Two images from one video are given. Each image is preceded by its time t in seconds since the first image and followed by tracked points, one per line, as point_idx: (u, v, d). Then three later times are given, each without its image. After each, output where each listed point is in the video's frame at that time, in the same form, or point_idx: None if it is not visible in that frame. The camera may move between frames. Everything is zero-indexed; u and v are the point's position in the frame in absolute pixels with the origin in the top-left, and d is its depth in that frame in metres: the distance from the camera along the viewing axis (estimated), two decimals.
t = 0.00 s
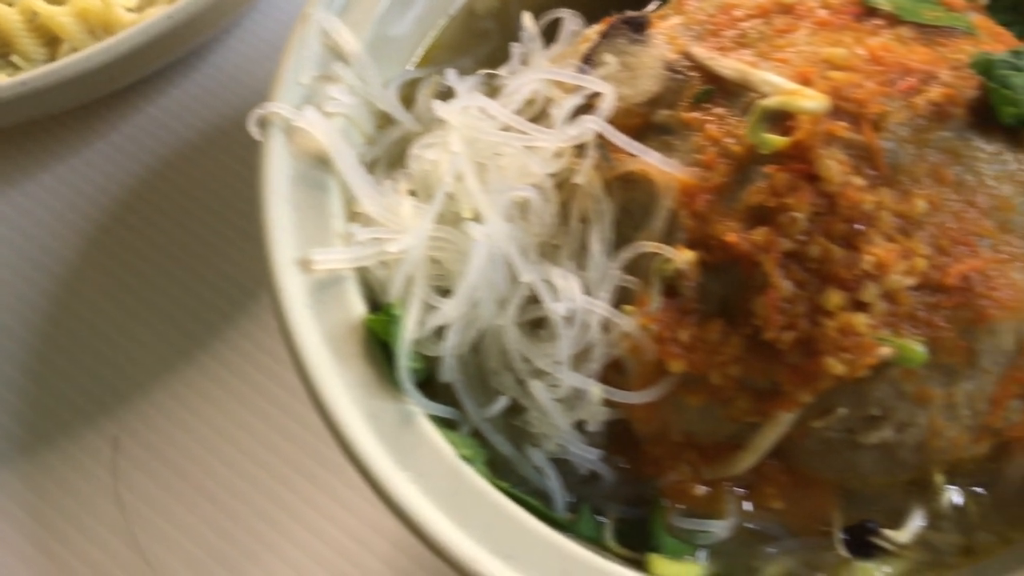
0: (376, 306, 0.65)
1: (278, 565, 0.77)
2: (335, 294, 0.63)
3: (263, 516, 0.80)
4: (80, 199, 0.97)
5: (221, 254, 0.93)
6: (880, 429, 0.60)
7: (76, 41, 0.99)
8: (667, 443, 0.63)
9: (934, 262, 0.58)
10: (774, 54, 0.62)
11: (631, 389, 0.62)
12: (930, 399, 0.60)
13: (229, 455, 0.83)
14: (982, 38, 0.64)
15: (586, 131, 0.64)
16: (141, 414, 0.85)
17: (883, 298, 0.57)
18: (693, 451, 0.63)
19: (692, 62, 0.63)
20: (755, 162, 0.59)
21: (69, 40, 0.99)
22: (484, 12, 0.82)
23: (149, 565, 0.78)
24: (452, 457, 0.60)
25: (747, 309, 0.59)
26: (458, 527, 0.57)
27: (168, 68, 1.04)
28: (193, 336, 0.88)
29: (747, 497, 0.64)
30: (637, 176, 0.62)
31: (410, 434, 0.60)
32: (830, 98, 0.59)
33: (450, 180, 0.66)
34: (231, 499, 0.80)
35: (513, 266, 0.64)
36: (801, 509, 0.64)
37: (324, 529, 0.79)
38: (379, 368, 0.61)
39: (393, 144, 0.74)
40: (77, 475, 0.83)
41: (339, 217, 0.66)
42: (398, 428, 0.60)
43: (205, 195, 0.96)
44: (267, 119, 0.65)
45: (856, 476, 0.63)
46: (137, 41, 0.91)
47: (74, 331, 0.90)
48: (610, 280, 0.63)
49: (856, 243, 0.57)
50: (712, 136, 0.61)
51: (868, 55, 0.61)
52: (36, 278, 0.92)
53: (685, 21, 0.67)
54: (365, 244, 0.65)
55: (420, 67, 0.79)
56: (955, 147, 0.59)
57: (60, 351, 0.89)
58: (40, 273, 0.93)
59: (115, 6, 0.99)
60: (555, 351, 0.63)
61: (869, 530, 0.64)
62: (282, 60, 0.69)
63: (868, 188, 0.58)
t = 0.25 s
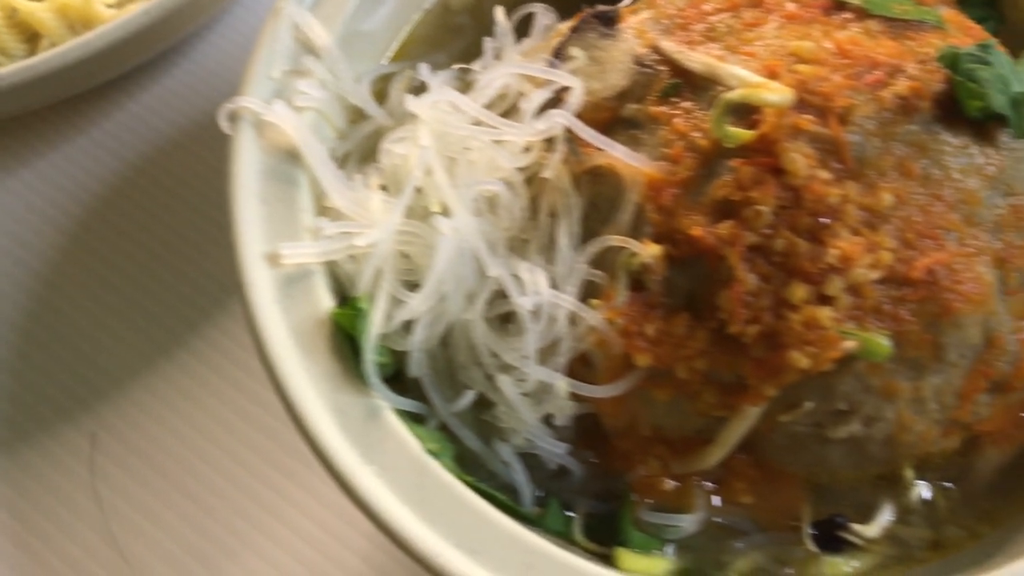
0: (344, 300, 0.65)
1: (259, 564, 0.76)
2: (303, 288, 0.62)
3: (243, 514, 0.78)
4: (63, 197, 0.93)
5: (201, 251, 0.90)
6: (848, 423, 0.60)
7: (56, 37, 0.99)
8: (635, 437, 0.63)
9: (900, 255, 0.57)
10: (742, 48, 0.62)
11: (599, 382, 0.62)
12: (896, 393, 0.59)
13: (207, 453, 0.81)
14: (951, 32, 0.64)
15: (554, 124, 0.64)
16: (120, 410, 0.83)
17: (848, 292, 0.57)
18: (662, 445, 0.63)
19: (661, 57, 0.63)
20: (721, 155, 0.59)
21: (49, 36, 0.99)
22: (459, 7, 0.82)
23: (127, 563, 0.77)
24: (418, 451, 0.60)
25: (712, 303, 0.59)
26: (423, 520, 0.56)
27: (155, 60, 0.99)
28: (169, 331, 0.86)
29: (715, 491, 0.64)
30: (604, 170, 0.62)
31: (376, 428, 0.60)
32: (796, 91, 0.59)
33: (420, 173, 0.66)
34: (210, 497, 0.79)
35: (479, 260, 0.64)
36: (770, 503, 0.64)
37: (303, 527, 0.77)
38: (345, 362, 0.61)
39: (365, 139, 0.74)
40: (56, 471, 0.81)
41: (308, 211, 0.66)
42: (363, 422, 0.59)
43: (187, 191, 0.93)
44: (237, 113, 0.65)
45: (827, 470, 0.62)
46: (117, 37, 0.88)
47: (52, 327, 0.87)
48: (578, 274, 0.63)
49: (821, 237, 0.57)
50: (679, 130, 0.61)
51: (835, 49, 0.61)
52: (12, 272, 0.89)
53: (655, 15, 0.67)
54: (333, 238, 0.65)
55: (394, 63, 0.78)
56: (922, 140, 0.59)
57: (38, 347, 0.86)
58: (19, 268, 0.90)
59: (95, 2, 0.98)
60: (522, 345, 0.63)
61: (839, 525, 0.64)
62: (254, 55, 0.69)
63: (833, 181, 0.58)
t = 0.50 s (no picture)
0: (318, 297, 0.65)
1: (242, 563, 0.74)
2: (277, 284, 0.62)
3: (226, 513, 0.76)
4: (47, 196, 0.92)
5: (186, 250, 0.89)
6: (819, 419, 0.60)
7: (39, 35, 0.99)
8: (608, 433, 0.64)
9: (869, 252, 0.58)
10: (714, 46, 0.62)
11: (572, 379, 0.63)
12: (867, 390, 0.60)
13: (190, 451, 0.79)
14: (922, 30, 0.64)
15: (527, 122, 0.65)
16: (103, 408, 0.81)
17: (816, 288, 0.57)
18: (634, 441, 0.63)
19: (633, 55, 0.64)
20: (691, 152, 0.59)
21: (33, 34, 0.99)
22: (439, 6, 0.82)
23: (108, 562, 0.75)
24: (390, 447, 0.60)
25: (682, 299, 0.59)
26: (394, 515, 0.56)
27: (140, 59, 0.99)
28: (153, 329, 0.85)
29: (688, 487, 0.64)
30: (577, 167, 0.63)
31: (348, 424, 0.60)
32: (765, 88, 0.59)
33: (393, 171, 0.66)
34: (193, 495, 0.77)
35: (452, 257, 0.64)
36: (742, 499, 0.64)
37: (285, 527, 0.75)
38: (318, 358, 0.61)
39: (342, 136, 0.74)
40: (37, 469, 0.79)
41: (283, 208, 0.66)
42: (335, 418, 0.59)
43: (172, 192, 0.92)
44: (213, 111, 0.65)
45: (798, 466, 0.63)
46: (97, 34, 0.87)
47: (36, 326, 0.86)
48: (549, 271, 0.64)
49: (789, 233, 0.57)
50: (650, 127, 0.61)
51: (806, 46, 0.61)
52: None
53: (628, 13, 0.67)
54: (307, 235, 0.65)
55: (373, 61, 0.79)
56: (892, 137, 0.60)
57: (22, 346, 0.85)
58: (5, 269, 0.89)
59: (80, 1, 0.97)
60: (494, 341, 0.63)
61: (810, 520, 0.64)
62: (229, 52, 0.69)
63: (802, 177, 0.58)
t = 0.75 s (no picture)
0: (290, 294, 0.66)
1: (226, 563, 0.73)
2: (248, 281, 0.62)
3: (210, 512, 0.75)
4: (31, 195, 0.90)
5: (171, 248, 0.87)
6: (787, 416, 0.60)
7: (21, 34, 0.98)
8: (577, 429, 0.64)
9: (835, 248, 0.58)
10: (682, 44, 0.63)
11: (542, 375, 0.63)
12: (835, 386, 0.60)
13: (173, 450, 0.78)
14: (891, 28, 0.64)
15: (498, 120, 0.65)
16: (87, 407, 0.80)
17: (782, 285, 0.57)
18: (605, 438, 0.64)
19: (603, 53, 0.64)
20: (659, 150, 0.60)
21: (15, 34, 0.98)
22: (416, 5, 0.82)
23: (91, 562, 0.74)
24: (358, 443, 0.60)
25: (649, 296, 0.59)
26: (361, 512, 0.56)
27: (125, 56, 0.97)
28: (136, 328, 0.83)
29: (658, 483, 0.65)
30: (546, 165, 0.63)
31: (316, 420, 0.60)
32: (732, 86, 0.59)
33: (365, 168, 0.66)
34: (177, 494, 0.76)
35: (421, 253, 0.65)
36: (713, 495, 0.65)
37: (270, 526, 0.74)
38: (288, 355, 0.61)
39: (318, 134, 0.74)
40: (19, 467, 0.78)
41: (255, 205, 0.66)
42: (304, 415, 0.59)
43: (158, 191, 0.90)
44: (187, 109, 0.66)
45: (768, 462, 0.63)
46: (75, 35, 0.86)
47: (18, 325, 0.84)
48: (519, 268, 0.64)
49: (755, 231, 0.58)
50: (619, 125, 0.62)
51: (773, 44, 0.61)
52: None
53: (600, 11, 0.67)
54: (279, 232, 0.65)
55: (349, 59, 0.79)
56: (860, 134, 0.60)
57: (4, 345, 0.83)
58: None
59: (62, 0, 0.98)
60: (463, 338, 0.64)
61: (780, 517, 0.64)
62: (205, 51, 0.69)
63: (769, 175, 0.58)
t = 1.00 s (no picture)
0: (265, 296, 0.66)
1: (212, 564, 0.73)
2: (224, 284, 0.63)
3: (196, 513, 0.75)
4: (19, 199, 0.90)
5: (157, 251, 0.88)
6: (755, 416, 0.61)
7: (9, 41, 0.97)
8: (550, 429, 0.65)
9: (800, 251, 0.58)
10: (652, 49, 0.63)
11: (515, 376, 0.64)
12: (802, 387, 0.61)
13: (159, 452, 0.78)
14: (859, 32, 0.65)
15: (471, 124, 0.66)
16: (73, 409, 0.80)
17: (747, 287, 0.58)
18: (577, 439, 0.65)
19: (575, 58, 0.65)
20: (627, 155, 0.60)
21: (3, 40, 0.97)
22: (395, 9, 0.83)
23: (76, 563, 0.74)
24: (331, 444, 0.60)
25: (618, 299, 0.60)
26: (335, 512, 0.57)
27: (111, 59, 0.98)
28: (122, 330, 0.83)
29: (629, 483, 0.66)
30: (518, 169, 0.64)
31: (290, 422, 0.60)
32: (699, 91, 0.60)
33: (340, 172, 0.67)
34: (163, 496, 0.76)
35: (394, 256, 0.66)
36: (683, 495, 0.66)
37: (255, 527, 0.75)
38: (263, 358, 0.62)
39: (295, 138, 0.75)
40: (5, 469, 0.78)
41: (233, 209, 0.66)
42: (279, 416, 0.60)
43: (144, 194, 0.90)
44: (166, 113, 0.66)
45: (737, 462, 0.64)
46: (56, 42, 0.85)
47: (5, 327, 0.84)
48: (491, 271, 0.65)
49: (721, 234, 0.58)
50: (588, 130, 0.62)
51: (741, 49, 0.62)
52: None
53: (573, 17, 0.68)
54: (256, 236, 0.66)
55: (328, 63, 0.80)
56: (825, 139, 0.60)
57: None
58: None
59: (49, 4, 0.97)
60: (435, 340, 0.64)
61: (749, 517, 0.65)
62: (183, 56, 0.70)
63: (735, 178, 0.59)
